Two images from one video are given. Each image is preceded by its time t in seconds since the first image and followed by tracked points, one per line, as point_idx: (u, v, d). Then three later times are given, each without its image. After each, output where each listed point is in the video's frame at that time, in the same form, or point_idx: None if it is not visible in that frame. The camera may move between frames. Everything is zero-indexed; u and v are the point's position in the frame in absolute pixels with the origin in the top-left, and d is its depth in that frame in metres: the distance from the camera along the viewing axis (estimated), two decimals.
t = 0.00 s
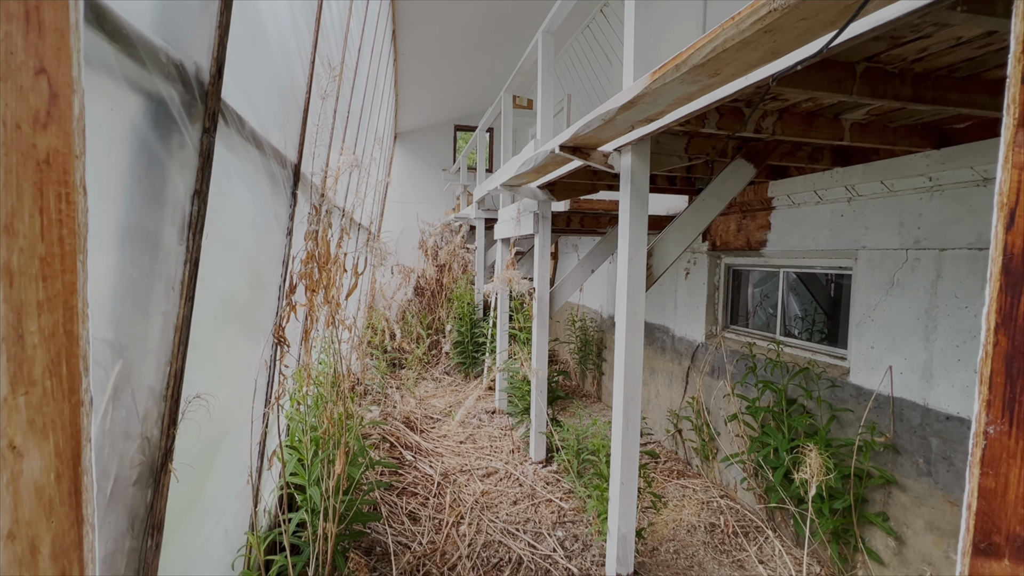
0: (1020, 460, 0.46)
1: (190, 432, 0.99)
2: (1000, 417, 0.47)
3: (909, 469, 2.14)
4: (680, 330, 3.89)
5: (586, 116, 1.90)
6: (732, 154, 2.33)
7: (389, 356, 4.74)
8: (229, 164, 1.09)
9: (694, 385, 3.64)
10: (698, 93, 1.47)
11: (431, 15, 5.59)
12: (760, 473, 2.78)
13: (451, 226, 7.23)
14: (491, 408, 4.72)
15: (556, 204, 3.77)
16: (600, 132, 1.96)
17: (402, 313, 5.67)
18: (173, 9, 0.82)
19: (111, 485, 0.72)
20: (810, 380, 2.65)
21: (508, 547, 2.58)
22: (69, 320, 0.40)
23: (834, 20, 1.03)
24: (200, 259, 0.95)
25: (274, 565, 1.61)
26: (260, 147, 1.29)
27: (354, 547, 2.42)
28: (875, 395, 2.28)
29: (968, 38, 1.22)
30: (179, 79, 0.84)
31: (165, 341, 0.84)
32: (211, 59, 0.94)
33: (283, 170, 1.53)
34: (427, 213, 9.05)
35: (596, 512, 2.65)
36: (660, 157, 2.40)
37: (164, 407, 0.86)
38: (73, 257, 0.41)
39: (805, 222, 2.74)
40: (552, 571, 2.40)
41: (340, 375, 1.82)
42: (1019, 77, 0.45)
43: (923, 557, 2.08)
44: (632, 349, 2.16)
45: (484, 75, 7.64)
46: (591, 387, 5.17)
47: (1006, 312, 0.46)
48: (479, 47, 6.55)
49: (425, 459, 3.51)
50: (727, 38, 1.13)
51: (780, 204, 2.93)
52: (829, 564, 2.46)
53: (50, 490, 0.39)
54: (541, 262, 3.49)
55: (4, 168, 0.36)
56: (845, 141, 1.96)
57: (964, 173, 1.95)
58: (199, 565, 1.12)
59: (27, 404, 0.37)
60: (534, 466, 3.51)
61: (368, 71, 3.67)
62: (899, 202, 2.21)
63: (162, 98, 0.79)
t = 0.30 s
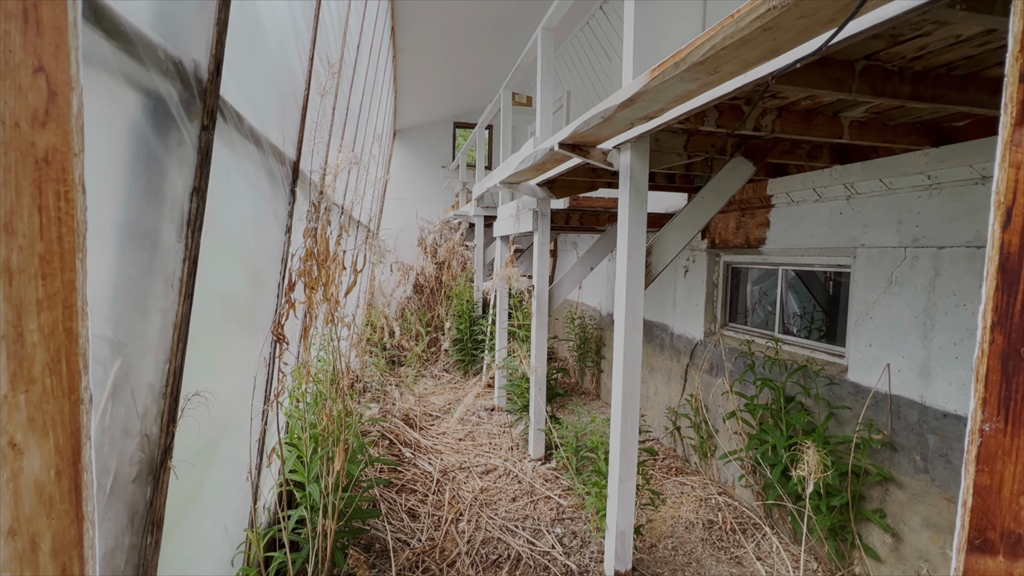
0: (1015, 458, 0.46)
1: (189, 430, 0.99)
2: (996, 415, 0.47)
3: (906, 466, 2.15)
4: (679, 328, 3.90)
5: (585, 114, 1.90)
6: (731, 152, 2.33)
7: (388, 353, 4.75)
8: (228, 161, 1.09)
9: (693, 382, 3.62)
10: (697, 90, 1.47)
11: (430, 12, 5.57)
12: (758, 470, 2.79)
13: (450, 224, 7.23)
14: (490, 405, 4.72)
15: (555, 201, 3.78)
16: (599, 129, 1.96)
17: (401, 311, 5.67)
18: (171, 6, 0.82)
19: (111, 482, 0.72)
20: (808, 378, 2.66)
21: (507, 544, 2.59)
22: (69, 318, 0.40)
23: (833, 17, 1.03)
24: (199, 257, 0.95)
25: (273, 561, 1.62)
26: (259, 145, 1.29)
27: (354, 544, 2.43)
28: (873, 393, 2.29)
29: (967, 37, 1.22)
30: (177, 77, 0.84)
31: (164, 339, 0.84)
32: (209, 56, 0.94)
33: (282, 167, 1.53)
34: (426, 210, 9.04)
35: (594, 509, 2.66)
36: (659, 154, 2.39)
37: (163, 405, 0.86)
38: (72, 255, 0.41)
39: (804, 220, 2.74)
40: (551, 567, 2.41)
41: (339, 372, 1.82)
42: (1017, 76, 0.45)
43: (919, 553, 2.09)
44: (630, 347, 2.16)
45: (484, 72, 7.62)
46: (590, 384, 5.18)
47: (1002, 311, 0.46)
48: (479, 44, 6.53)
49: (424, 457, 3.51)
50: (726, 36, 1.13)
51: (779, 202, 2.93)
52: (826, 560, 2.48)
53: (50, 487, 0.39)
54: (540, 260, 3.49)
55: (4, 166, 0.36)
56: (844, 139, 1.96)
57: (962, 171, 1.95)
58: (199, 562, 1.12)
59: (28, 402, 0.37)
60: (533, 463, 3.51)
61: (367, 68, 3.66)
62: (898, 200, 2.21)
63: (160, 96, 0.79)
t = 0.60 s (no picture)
0: (1010, 453, 0.46)
1: (191, 427, 1.00)
2: (992, 410, 0.48)
3: (905, 463, 2.15)
4: (679, 326, 3.90)
5: (585, 112, 1.90)
6: (731, 150, 2.33)
7: (388, 351, 4.75)
8: (228, 160, 1.09)
9: (693, 380, 3.65)
10: (697, 88, 1.47)
11: (430, 10, 5.56)
12: (757, 468, 2.80)
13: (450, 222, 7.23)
14: (490, 403, 4.73)
15: (555, 199, 3.78)
16: (598, 127, 1.96)
17: (401, 309, 5.67)
18: (172, 5, 0.82)
19: (115, 480, 0.73)
20: (808, 375, 2.67)
21: (507, 541, 2.60)
22: (75, 316, 0.41)
23: (832, 15, 1.04)
24: (200, 255, 0.95)
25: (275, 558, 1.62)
26: (260, 144, 1.30)
27: (354, 541, 2.44)
28: (872, 390, 2.30)
29: (966, 34, 1.22)
30: (178, 76, 0.84)
31: (165, 337, 0.85)
32: (210, 55, 0.94)
33: (282, 165, 1.53)
34: (426, 209, 9.05)
35: (594, 506, 2.66)
36: (659, 152, 2.40)
37: (165, 403, 0.86)
38: (79, 254, 0.41)
39: (804, 217, 2.74)
40: (551, 564, 2.42)
41: (339, 371, 1.82)
42: (1014, 74, 0.45)
43: (918, 550, 2.10)
44: (630, 345, 2.17)
45: (484, 70, 7.60)
46: (590, 382, 5.19)
47: (998, 308, 0.47)
48: (479, 42, 6.53)
49: (424, 454, 3.52)
50: (725, 35, 1.13)
51: (779, 200, 2.94)
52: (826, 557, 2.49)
53: (58, 483, 0.40)
54: (540, 258, 3.49)
55: (10, 166, 0.36)
56: (844, 137, 1.96)
57: (962, 169, 1.95)
58: (201, 559, 1.13)
59: (35, 398, 0.38)
60: (533, 461, 3.52)
61: (366, 66, 3.66)
62: (897, 198, 2.22)
63: (162, 95, 0.80)
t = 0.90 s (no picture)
0: (1012, 444, 0.47)
1: (194, 424, 1.00)
2: (994, 401, 0.48)
3: (906, 459, 2.16)
4: (680, 323, 3.90)
5: (585, 109, 1.90)
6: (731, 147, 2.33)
7: (389, 350, 4.75)
8: (230, 157, 1.10)
9: (694, 378, 3.65)
10: (698, 84, 1.47)
11: (429, 8, 5.55)
12: (759, 464, 2.80)
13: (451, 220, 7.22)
14: (491, 401, 4.74)
15: (556, 197, 3.78)
16: (599, 124, 1.95)
17: (401, 308, 5.67)
18: (173, 3, 0.82)
19: (119, 474, 0.73)
20: (809, 372, 2.67)
21: (509, 538, 2.60)
22: (83, 307, 0.41)
23: (833, 10, 1.04)
24: (202, 252, 0.96)
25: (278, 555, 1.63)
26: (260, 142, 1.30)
27: (356, 539, 2.44)
28: (873, 386, 2.30)
29: (967, 29, 1.22)
30: (180, 72, 0.84)
31: (169, 333, 0.85)
32: (212, 52, 0.94)
33: (283, 164, 1.53)
34: (427, 208, 9.04)
35: (596, 503, 2.67)
36: (659, 149, 2.39)
37: (169, 399, 0.86)
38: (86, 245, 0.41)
39: (804, 214, 2.74)
40: (553, 561, 2.42)
41: (340, 368, 1.83)
42: (1015, 66, 0.45)
43: (920, 545, 2.10)
44: (631, 342, 2.17)
45: (483, 69, 7.59)
46: (591, 380, 5.20)
47: (999, 299, 0.47)
48: (478, 40, 6.52)
49: (425, 453, 3.52)
50: (726, 30, 1.13)
51: (779, 197, 2.93)
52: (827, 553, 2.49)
53: (67, 472, 0.40)
54: (541, 256, 3.49)
55: (18, 156, 0.37)
56: (844, 133, 1.96)
57: (962, 165, 1.95)
58: (205, 555, 1.14)
59: (44, 387, 0.38)
60: (534, 459, 3.53)
61: (366, 64, 3.65)
62: (898, 194, 2.22)
63: (164, 91, 0.80)
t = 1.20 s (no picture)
0: (1015, 441, 0.46)
1: (195, 425, 1.00)
2: (997, 399, 0.47)
3: (908, 456, 2.15)
4: (681, 321, 3.90)
5: (584, 107, 1.89)
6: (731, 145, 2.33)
7: (389, 350, 4.76)
8: (229, 158, 1.09)
9: (695, 376, 3.65)
10: (697, 82, 1.46)
11: (428, 8, 5.54)
12: (760, 462, 2.80)
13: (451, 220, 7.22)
14: (492, 401, 4.74)
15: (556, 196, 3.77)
16: (599, 123, 1.95)
17: (402, 308, 5.68)
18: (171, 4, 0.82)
19: (119, 476, 0.73)
20: (810, 369, 2.67)
21: (511, 537, 2.60)
22: (80, 309, 0.41)
23: (832, 6, 1.03)
24: (202, 253, 0.95)
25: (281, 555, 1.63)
26: (259, 142, 1.29)
27: (359, 539, 2.44)
28: (875, 383, 2.30)
29: (967, 25, 1.22)
30: (178, 73, 0.84)
31: (169, 335, 0.85)
32: (210, 52, 0.94)
33: (283, 164, 1.53)
34: (427, 207, 9.04)
35: (597, 502, 2.67)
36: (659, 147, 2.39)
37: (169, 400, 0.86)
38: (83, 247, 0.41)
39: (805, 212, 2.74)
40: (555, 560, 2.42)
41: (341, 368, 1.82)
42: (1017, 61, 0.45)
43: (922, 543, 2.10)
44: (632, 341, 2.17)
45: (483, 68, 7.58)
46: (592, 378, 5.20)
47: (1002, 296, 0.46)
48: (478, 39, 6.50)
49: (427, 452, 3.53)
50: (726, 27, 1.13)
51: (780, 194, 2.93)
52: (829, 551, 2.49)
53: (65, 474, 0.40)
54: (541, 255, 3.49)
55: (13, 158, 0.36)
56: (845, 130, 1.96)
57: (964, 161, 1.94)
58: (206, 556, 1.14)
59: (41, 390, 0.38)
60: (535, 458, 3.53)
61: (365, 64, 3.65)
62: (899, 191, 2.21)
63: (162, 92, 0.80)
